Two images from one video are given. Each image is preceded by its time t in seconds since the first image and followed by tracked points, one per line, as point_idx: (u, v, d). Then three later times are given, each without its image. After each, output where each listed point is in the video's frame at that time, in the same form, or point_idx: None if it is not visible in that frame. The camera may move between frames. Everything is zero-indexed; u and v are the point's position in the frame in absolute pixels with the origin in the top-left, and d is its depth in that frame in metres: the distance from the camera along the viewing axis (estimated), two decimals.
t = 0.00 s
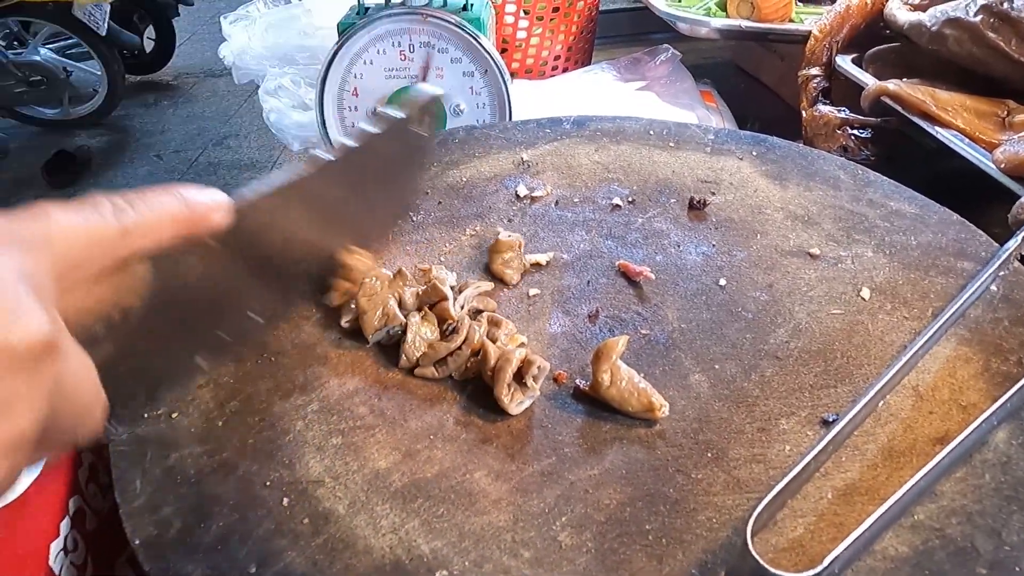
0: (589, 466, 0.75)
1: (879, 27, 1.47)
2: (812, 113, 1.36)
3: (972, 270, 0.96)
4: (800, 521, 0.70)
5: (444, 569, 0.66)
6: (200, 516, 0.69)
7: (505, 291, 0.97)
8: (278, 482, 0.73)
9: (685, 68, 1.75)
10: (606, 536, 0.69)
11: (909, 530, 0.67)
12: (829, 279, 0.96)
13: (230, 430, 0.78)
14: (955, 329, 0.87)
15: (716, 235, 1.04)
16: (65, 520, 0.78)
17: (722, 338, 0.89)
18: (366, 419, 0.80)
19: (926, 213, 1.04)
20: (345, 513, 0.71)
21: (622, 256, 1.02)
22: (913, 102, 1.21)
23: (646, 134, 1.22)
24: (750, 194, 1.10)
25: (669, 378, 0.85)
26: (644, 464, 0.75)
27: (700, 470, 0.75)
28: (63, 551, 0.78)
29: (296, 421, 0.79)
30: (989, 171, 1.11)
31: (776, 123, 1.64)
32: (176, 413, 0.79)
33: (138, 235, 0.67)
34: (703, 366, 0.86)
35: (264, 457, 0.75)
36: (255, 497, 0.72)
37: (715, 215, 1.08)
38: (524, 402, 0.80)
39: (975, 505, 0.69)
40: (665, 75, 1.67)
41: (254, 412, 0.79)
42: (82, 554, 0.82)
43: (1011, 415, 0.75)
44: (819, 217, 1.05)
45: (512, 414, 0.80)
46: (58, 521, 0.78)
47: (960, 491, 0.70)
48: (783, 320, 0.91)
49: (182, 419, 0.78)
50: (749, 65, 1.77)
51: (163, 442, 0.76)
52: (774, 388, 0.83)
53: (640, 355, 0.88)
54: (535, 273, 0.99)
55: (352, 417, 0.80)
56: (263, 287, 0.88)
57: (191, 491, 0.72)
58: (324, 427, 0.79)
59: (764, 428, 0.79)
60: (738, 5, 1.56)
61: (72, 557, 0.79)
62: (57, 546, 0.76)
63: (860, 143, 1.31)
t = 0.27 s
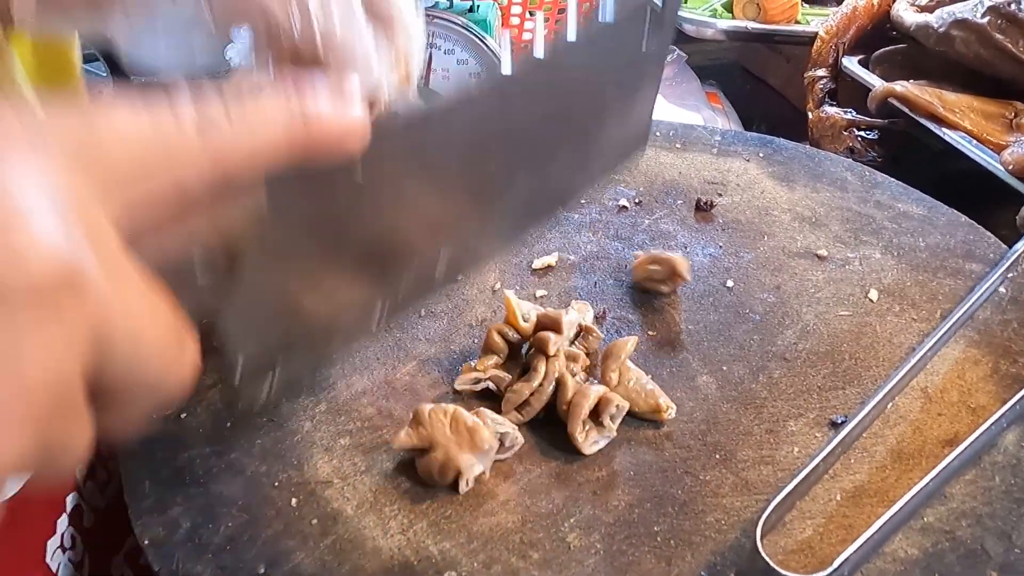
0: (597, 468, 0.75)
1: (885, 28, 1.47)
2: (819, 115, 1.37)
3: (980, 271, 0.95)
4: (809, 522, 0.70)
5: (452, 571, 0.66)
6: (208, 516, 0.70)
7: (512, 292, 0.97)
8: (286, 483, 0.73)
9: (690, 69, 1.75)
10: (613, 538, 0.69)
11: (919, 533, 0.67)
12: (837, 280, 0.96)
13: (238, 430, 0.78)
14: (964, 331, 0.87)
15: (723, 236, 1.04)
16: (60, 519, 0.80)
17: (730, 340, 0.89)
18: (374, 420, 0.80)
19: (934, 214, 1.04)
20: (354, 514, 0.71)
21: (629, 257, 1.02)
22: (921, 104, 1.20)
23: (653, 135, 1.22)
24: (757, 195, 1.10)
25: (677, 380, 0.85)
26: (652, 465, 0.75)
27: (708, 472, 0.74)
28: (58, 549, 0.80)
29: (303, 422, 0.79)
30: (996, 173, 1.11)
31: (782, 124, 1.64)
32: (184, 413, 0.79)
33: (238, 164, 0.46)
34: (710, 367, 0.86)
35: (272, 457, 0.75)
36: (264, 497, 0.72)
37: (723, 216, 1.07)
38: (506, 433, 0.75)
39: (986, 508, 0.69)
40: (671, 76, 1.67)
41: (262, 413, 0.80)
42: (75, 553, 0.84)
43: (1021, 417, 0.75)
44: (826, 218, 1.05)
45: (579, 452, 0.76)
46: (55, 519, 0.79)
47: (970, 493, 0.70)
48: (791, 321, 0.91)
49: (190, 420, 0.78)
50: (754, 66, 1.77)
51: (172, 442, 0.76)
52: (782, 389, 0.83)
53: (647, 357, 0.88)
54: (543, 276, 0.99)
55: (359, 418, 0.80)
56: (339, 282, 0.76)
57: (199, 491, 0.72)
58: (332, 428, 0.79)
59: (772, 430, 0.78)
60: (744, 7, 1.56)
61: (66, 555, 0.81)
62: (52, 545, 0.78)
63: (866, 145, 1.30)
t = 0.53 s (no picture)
0: (594, 469, 0.75)
1: (884, 28, 1.47)
2: (818, 115, 1.36)
3: (978, 271, 0.95)
4: (805, 522, 0.70)
5: (449, 571, 0.67)
6: (207, 517, 0.70)
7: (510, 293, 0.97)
8: (284, 484, 0.73)
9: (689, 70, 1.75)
10: (610, 538, 0.69)
11: (915, 532, 0.67)
12: (834, 280, 0.96)
13: (236, 432, 0.78)
14: (961, 330, 0.87)
15: (721, 237, 1.04)
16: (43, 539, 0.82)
17: (727, 340, 0.89)
18: (372, 422, 0.80)
19: (932, 214, 1.04)
20: (352, 515, 0.71)
21: (627, 258, 1.02)
22: (919, 104, 1.20)
23: (652, 136, 1.22)
24: (755, 196, 1.10)
25: (674, 380, 0.85)
26: (649, 466, 0.75)
27: (705, 472, 0.75)
28: (42, 568, 0.81)
29: (302, 423, 0.79)
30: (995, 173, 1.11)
31: (781, 124, 1.64)
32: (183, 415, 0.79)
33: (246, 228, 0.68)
34: (708, 368, 0.86)
35: (270, 459, 0.76)
36: (262, 498, 0.72)
37: (721, 217, 1.08)
38: (506, 432, 0.76)
39: (981, 508, 0.69)
40: (670, 77, 1.67)
41: (260, 414, 0.80)
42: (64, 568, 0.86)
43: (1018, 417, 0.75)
44: (824, 219, 1.05)
45: (577, 454, 0.76)
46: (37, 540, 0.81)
47: (966, 493, 0.70)
48: (789, 322, 0.91)
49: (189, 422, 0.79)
50: (754, 67, 1.77)
51: (170, 444, 0.76)
52: (779, 390, 0.83)
53: (645, 358, 0.88)
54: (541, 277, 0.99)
55: (358, 419, 0.80)
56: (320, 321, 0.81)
57: (198, 492, 0.72)
58: (330, 429, 0.79)
59: (769, 430, 0.79)
60: (743, 7, 1.56)
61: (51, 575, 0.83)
62: (34, 565, 0.80)
63: (865, 145, 1.30)
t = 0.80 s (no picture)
0: (594, 471, 0.75)
1: (884, 31, 1.47)
2: (818, 117, 1.37)
3: (978, 274, 0.95)
4: (805, 525, 0.70)
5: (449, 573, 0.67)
6: (207, 519, 0.70)
7: (510, 295, 0.97)
8: (284, 486, 0.73)
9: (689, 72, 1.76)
10: (611, 540, 0.69)
11: (915, 535, 0.67)
12: (834, 283, 0.96)
13: (237, 433, 0.78)
14: (962, 333, 0.87)
15: (721, 239, 1.04)
16: (46, 534, 0.81)
17: (728, 343, 0.89)
18: (372, 424, 0.80)
19: (932, 217, 1.04)
20: (352, 516, 0.71)
21: (628, 260, 1.02)
22: (918, 106, 1.21)
23: (652, 138, 1.22)
24: (755, 198, 1.10)
25: (675, 383, 0.85)
26: (649, 468, 0.75)
27: (706, 475, 0.75)
28: (45, 564, 0.81)
29: (302, 425, 0.79)
30: (995, 176, 1.11)
31: (781, 127, 1.64)
32: (183, 417, 0.79)
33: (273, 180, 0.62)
34: (708, 370, 0.86)
35: (271, 460, 0.76)
36: (262, 500, 0.72)
37: (721, 219, 1.08)
38: (510, 432, 0.76)
39: (982, 511, 0.69)
40: (671, 79, 1.67)
41: (260, 416, 0.80)
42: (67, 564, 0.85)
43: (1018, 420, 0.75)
44: (824, 221, 1.05)
45: (577, 456, 0.76)
46: (41, 534, 0.80)
47: (966, 496, 0.70)
48: (789, 324, 0.91)
49: (189, 423, 0.79)
50: (754, 69, 1.77)
51: (170, 446, 0.76)
52: (779, 392, 0.83)
53: (645, 360, 0.88)
54: (541, 279, 0.99)
55: (358, 421, 0.80)
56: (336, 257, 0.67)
57: (198, 494, 0.72)
58: (330, 430, 0.79)
59: (769, 433, 0.79)
60: (743, 9, 1.56)
61: (55, 571, 0.82)
62: (38, 560, 0.79)
63: (865, 147, 1.30)
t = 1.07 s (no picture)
0: (596, 468, 0.75)
1: (887, 27, 1.46)
2: (821, 113, 1.36)
3: (983, 270, 0.95)
4: (809, 522, 0.69)
5: (451, 571, 0.66)
6: (207, 516, 0.69)
7: (512, 292, 0.97)
8: (285, 482, 0.73)
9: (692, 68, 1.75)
10: (613, 538, 0.69)
11: (920, 532, 0.67)
12: (838, 279, 0.96)
13: (237, 430, 0.78)
14: (966, 330, 0.87)
15: (724, 235, 1.04)
16: (51, 521, 0.81)
17: (730, 339, 0.89)
18: (373, 421, 0.79)
19: (936, 212, 1.03)
20: (352, 513, 0.70)
21: (630, 256, 1.01)
22: (922, 102, 1.20)
23: (654, 133, 1.22)
24: (758, 194, 1.10)
25: (677, 379, 0.84)
26: (651, 465, 0.75)
27: (708, 472, 0.74)
28: (50, 551, 0.81)
29: (303, 421, 0.79)
30: (999, 171, 1.10)
31: (784, 123, 1.64)
32: (183, 413, 0.79)
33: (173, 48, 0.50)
34: (710, 367, 0.85)
35: (271, 457, 0.75)
36: (262, 497, 0.72)
37: (724, 215, 1.07)
38: (514, 428, 0.76)
39: (987, 507, 0.68)
40: (673, 75, 1.66)
41: (261, 413, 0.80)
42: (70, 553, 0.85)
43: None
44: (827, 217, 1.05)
45: (579, 453, 0.76)
46: (46, 521, 0.80)
47: (972, 493, 0.70)
48: (792, 321, 0.91)
49: (190, 420, 0.78)
50: (757, 65, 1.76)
51: (171, 442, 0.76)
52: (782, 389, 0.83)
53: (648, 357, 0.87)
54: (543, 275, 0.99)
55: (359, 418, 0.80)
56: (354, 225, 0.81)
57: (198, 491, 0.72)
58: (331, 427, 0.79)
59: (773, 429, 0.78)
60: (746, 5, 1.56)
61: (59, 557, 0.82)
62: (42, 547, 0.79)
63: (869, 143, 1.29)
